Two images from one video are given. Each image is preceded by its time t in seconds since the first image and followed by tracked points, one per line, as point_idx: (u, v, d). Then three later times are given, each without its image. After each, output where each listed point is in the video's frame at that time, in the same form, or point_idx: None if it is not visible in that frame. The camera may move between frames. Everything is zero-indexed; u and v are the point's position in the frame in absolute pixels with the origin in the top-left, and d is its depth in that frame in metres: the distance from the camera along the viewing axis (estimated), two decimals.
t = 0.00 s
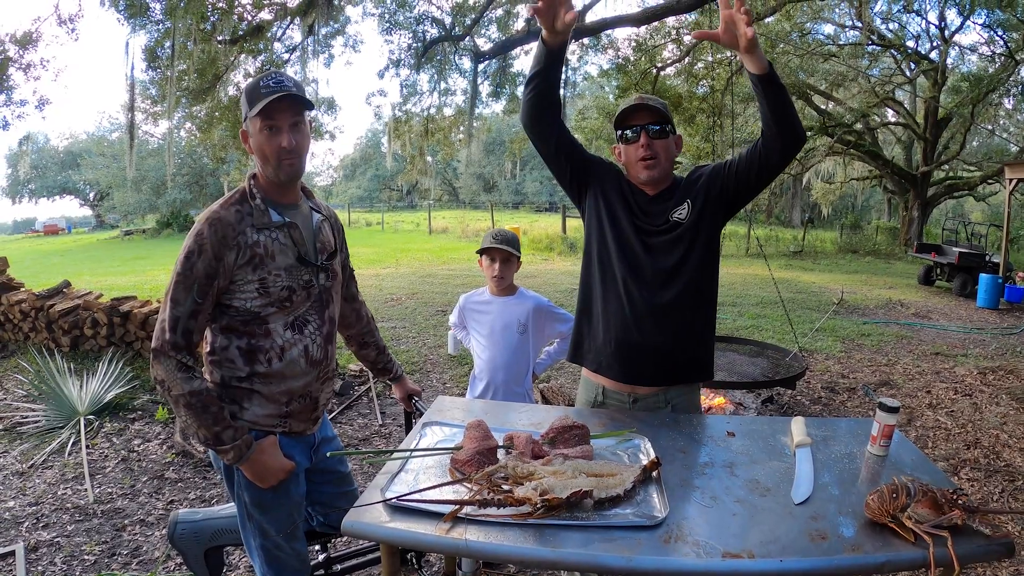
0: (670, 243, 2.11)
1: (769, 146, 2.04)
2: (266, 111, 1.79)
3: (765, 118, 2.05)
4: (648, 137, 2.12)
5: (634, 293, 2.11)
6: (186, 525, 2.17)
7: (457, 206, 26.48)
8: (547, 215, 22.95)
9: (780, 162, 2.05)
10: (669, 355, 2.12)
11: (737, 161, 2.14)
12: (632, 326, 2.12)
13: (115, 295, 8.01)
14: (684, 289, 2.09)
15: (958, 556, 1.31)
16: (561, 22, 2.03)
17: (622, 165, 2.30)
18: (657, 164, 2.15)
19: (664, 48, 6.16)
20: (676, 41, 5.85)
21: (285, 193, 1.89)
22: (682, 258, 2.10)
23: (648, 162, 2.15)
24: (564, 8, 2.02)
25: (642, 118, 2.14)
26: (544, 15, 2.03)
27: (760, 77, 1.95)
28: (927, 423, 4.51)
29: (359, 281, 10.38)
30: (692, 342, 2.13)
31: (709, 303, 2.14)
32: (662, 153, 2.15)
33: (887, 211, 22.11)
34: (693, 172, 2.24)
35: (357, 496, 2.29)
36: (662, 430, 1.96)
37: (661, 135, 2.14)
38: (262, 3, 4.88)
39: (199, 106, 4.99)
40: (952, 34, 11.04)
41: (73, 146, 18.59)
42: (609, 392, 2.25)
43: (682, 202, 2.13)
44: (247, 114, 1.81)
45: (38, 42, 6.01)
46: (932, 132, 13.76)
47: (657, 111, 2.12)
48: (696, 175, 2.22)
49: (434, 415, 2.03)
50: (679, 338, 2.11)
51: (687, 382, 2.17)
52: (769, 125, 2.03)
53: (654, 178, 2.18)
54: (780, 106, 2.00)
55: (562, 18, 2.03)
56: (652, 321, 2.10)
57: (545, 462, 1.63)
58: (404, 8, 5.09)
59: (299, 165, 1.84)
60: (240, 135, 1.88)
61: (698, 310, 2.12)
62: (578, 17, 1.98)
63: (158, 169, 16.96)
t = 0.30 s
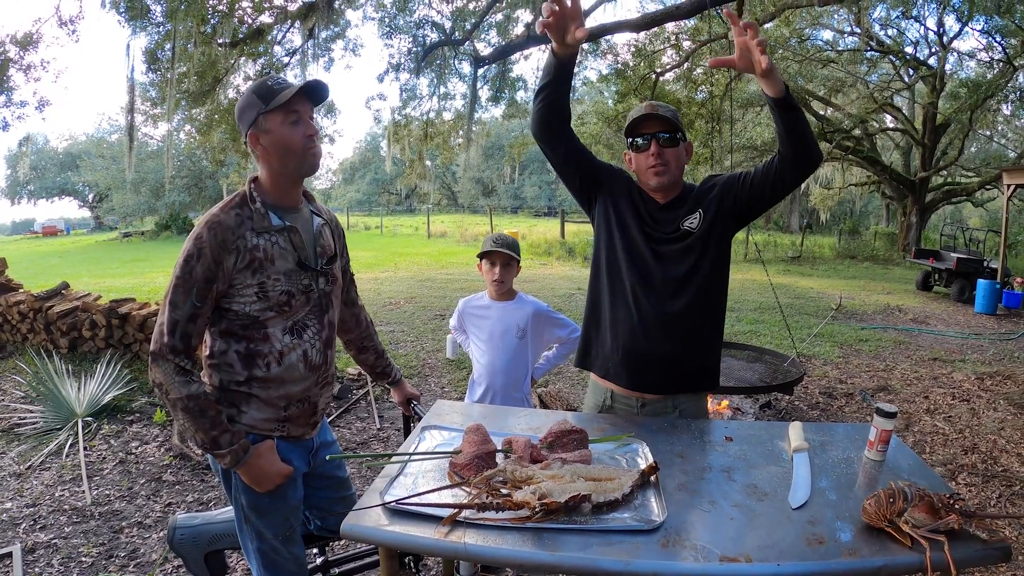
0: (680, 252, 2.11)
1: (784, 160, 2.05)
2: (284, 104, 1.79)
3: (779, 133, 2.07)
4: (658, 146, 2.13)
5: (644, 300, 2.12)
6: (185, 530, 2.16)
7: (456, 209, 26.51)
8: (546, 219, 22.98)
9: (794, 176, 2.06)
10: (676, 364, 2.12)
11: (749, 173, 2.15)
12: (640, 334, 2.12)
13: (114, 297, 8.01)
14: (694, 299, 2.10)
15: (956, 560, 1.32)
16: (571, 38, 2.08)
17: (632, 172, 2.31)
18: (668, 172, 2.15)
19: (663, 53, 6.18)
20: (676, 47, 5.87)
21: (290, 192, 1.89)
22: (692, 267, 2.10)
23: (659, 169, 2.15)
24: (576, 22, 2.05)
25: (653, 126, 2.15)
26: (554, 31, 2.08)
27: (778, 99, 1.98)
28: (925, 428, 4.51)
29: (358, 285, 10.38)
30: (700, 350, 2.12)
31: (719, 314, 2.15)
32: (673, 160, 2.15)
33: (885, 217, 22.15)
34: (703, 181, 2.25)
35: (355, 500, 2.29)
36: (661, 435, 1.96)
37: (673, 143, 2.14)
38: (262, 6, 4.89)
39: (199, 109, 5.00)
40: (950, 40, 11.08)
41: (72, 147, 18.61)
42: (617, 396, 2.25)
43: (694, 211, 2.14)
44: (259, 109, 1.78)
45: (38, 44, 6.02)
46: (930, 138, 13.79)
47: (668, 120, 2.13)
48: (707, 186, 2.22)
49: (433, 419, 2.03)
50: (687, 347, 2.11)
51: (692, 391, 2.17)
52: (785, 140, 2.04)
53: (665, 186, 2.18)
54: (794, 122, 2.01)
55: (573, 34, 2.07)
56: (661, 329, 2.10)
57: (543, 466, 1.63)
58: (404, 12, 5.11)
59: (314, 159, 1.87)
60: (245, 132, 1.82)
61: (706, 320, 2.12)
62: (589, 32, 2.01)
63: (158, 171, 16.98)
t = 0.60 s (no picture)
0: (694, 256, 2.12)
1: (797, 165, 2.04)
2: (294, 106, 1.82)
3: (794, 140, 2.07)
4: (675, 153, 2.14)
5: (657, 304, 2.13)
6: (185, 532, 2.16)
7: (456, 212, 26.55)
8: (546, 223, 22.99)
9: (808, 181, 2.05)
10: (688, 368, 2.12)
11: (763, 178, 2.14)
12: (652, 338, 2.13)
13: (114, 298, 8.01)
14: (707, 302, 2.10)
15: (953, 563, 1.32)
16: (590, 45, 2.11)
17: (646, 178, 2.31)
18: (683, 180, 2.16)
19: (664, 58, 6.20)
20: (676, 51, 5.89)
21: (293, 195, 1.89)
22: (705, 272, 2.11)
23: (676, 177, 2.16)
24: (596, 30, 2.08)
25: (671, 133, 2.15)
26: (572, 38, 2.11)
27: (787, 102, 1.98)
28: (924, 432, 4.52)
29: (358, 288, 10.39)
30: (712, 355, 2.13)
31: (732, 319, 2.15)
32: (689, 168, 2.16)
33: (885, 222, 22.18)
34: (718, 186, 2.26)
35: (355, 503, 2.29)
36: (661, 439, 1.96)
37: (689, 150, 2.15)
38: (264, 9, 4.90)
39: (200, 111, 5.01)
40: (950, 45, 11.10)
41: (73, 148, 18.64)
42: (631, 401, 2.24)
43: (707, 216, 2.14)
44: (268, 110, 1.79)
45: (41, 45, 6.03)
46: (930, 143, 13.81)
47: (685, 126, 2.13)
48: (722, 191, 2.22)
49: (433, 423, 2.04)
50: (700, 351, 2.12)
51: (704, 396, 2.17)
52: (799, 146, 2.04)
53: (681, 193, 2.19)
54: (808, 128, 2.01)
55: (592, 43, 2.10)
56: (674, 333, 2.11)
57: (543, 469, 1.64)
58: (405, 16, 5.12)
59: (320, 160, 1.89)
60: (250, 133, 1.81)
61: (719, 325, 2.13)
62: (609, 39, 2.04)
63: (158, 173, 17.00)
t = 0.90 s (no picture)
0: (711, 264, 2.13)
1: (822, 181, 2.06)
2: (292, 109, 1.83)
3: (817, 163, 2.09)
4: (690, 164, 2.14)
5: (672, 311, 2.15)
6: (182, 533, 2.15)
7: (454, 215, 26.57)
8: (544, 225, 23.01)
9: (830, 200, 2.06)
10: (703, 376, 2.13)
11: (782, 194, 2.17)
12: (668, 345, 2.14)
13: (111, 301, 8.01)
14: (722, 312, 2.11)
15: (950, 563, 1.32)
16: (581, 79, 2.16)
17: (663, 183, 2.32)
18: (700, 187, 2.17)
19: (660, 60, 6.22)
20: (672, 54, 5.90)
21: (291, 199, 1.90)
22: (722, 280, 2.12)
23: (692, 185, 2.17)
24: (587, 66, 2.13)
25: (683, 143, 2.14)
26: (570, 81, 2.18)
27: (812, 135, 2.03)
28: (921, 433, 4.53)
29: (356, 291, 10.39)
30: (724, 366, 2.14)
31: (747, 330, 2.16)
32: (705, 175, 2.17)
33: (881, 223, 22.25)
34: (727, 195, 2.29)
35: (353, 506, 2.30)
36: (659, 440, 1.96)
37: (704, 157, 2.15)
38: (261, 12, 4.91)
39: (197, 114, 5.01)
40: (946, 46, 11.13)
41: (70, 151, 18.62)
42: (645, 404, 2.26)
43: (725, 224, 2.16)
44: (265, 114, 1.79)
45: (38, 48, 6.03)
46: (926, 144, 13.84)
47: (698, 136, 2.11)
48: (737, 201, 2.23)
49: (430, 425, 2.04)
50: (713, 361, 2.13)
51: (716, 406, 2.18)
52: (822, 166, 2.06)
53: (699, 201, 2.20)
54: (831, 153, 2.04)
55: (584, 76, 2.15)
56: (689, 341, 2.12)
57: (540, 471, 1.64)
58: (401, 18, 5.12)
59: (318, 163, 1.90)
60: (248, 137, 1.81)
61: (734, 335, 2.14)
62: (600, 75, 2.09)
63: (155, 176, 16.97)
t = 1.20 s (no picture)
0: (718, 284, 2.16)
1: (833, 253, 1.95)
2: (292, 108, 1.82)
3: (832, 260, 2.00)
4: (694, 189, 2.13)
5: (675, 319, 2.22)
6: (184, 533, 2.16)
7: (453, 213, 26.57)
8: (543, 223, 23.01)
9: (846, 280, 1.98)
10: (705, 386, 2.21)
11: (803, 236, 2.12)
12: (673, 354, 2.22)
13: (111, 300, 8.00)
14: (722, 329, 2.16)
15: (950, 559, 1.32)
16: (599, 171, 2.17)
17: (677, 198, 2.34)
18: (708, 208, 2.17)
19: (660, 57, 6.22)
20: (672, 51, 5.90)
21: (291, 196, 1.90)
22: (728, 302, 2.15)
23: (698, 206, 2.17)
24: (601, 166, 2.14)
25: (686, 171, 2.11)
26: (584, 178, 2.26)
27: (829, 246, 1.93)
28: (921, 430, 4.53)
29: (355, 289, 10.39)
30: (726, 379, 2.20)
31: (752, 348, 2.20)
32: (712, 194, 2.15)
33: (881, 220, 22.25)
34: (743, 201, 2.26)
35: (353, 505, 2.30)
36: (659, 437, 1.97)
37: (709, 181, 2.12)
38: (261, 10, 4.90)
39: (196, 112, 5.00)
40: (946, 44, 11.12)
41: (69, 150, 18.62)
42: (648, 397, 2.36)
43: (739, 247, 2.16)
44: (265, 112, 1.79)
45: (36, 47, 6.02)
46: (926, 141, 13.84)
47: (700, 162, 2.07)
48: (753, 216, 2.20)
49: (431, 423, 2.04)
50: (713, 373, 2.20)
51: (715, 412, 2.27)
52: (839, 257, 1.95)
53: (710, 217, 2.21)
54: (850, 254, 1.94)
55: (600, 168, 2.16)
56: (690, 351, 2.20)
57: (540, 468, 1.64)
58: (400, 16, 5.11)
59: (318, 160, 1.90)
60: (247, 134, 1.81)
61: (737, 352, 2.19)
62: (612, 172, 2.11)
63: (154, 175, 16.95)
